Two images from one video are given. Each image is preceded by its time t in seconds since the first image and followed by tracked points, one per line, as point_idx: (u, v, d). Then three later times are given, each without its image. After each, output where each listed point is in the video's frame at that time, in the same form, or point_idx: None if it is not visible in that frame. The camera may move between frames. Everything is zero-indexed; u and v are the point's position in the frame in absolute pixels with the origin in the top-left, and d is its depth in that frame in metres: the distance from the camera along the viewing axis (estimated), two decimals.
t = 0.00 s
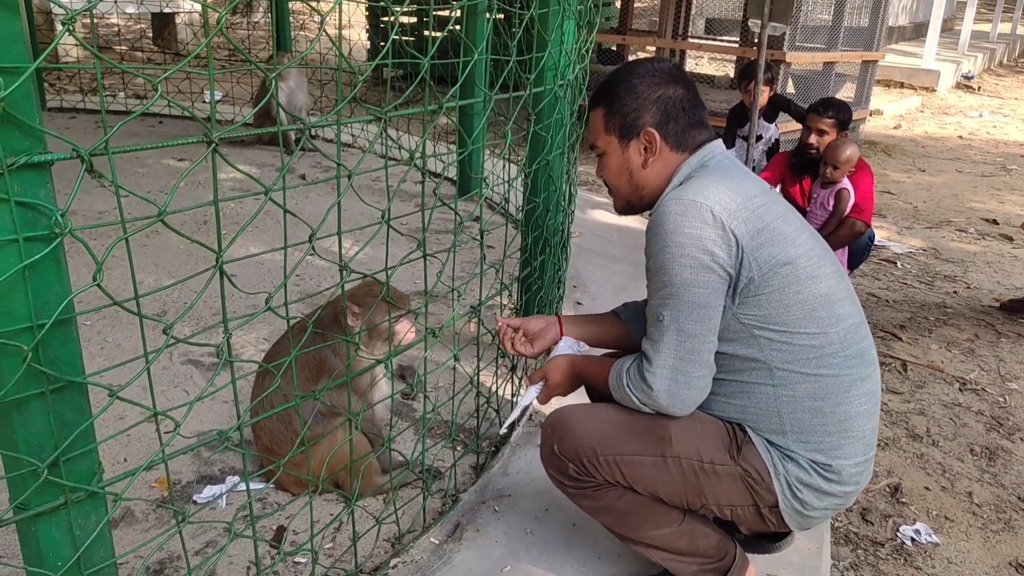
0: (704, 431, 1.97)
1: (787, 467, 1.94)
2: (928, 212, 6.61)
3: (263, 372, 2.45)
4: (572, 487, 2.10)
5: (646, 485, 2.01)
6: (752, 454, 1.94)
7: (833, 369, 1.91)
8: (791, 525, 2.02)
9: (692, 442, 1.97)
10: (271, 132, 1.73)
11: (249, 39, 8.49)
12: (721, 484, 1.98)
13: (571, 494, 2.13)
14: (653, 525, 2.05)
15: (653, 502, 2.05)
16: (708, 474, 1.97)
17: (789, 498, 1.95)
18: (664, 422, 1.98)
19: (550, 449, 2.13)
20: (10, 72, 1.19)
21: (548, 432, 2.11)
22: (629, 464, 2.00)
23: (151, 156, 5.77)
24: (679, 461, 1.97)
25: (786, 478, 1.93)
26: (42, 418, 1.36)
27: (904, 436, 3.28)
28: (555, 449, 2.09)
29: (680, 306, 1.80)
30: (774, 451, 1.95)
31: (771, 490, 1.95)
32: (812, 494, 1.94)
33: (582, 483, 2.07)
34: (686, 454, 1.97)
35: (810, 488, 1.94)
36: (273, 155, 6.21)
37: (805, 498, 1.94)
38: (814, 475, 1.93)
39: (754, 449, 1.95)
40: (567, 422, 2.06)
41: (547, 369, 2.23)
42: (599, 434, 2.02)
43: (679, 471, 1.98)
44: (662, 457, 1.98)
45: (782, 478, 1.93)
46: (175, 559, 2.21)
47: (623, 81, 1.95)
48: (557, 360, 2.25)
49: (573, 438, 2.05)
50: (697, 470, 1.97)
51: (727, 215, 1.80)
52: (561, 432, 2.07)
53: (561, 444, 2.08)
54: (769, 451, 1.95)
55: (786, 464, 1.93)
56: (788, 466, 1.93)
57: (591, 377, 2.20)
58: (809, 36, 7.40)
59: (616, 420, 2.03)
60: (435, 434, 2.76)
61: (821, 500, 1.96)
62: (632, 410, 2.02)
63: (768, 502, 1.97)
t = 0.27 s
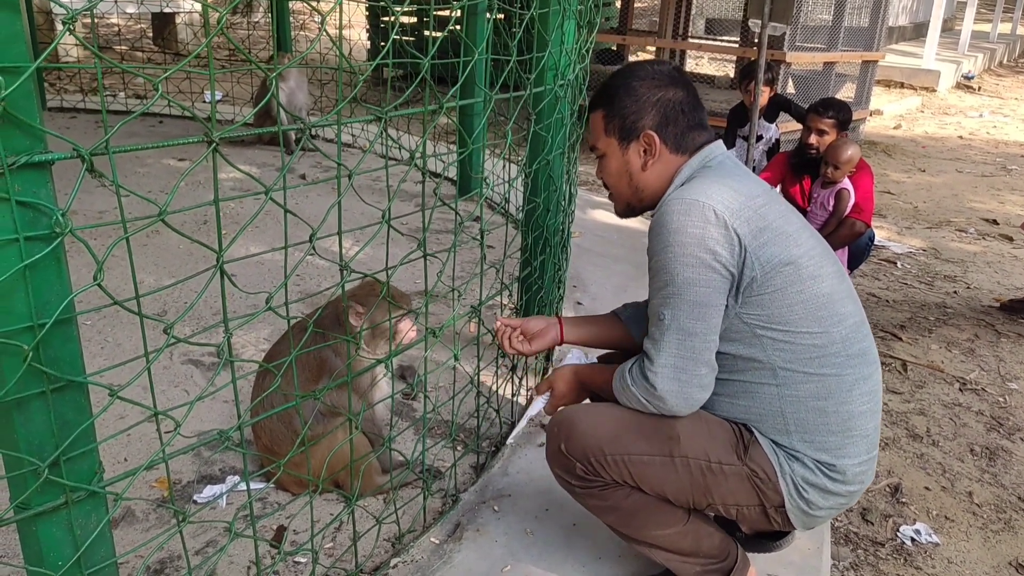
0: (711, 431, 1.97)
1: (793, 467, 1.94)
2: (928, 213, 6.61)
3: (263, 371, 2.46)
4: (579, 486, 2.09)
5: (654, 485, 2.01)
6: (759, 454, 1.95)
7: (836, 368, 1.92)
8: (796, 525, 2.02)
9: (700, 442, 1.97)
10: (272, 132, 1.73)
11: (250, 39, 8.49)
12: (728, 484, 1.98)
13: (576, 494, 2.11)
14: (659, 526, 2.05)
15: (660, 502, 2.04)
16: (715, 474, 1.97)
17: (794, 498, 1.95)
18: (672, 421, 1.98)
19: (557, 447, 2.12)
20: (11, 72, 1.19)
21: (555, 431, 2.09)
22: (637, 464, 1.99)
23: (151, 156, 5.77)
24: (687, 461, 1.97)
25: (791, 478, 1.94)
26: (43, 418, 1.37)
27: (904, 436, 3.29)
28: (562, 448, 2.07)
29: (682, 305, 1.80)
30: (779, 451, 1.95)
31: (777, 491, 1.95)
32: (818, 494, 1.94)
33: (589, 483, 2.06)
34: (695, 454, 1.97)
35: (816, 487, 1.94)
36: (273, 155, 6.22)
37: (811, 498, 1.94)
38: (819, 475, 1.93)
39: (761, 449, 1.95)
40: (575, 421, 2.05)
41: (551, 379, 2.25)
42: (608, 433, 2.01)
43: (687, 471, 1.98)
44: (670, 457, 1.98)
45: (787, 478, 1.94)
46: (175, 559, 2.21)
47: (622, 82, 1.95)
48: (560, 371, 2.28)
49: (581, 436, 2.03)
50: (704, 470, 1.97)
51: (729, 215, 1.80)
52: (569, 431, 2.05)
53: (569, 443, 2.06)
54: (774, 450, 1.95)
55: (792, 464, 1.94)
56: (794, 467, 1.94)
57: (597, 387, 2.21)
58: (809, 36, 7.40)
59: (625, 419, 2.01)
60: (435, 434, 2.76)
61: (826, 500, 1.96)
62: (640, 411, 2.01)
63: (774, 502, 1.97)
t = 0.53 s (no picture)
0: (713, 431, 1.97)
1: (795, 467, 1.94)
2: (929, 213, 6.61)
3: (264, 372, 2.46)
4: (581, 487, 2.09)
5: (657, 486, 2.01)
6: (761, 455, 1.95)
7: (836, 368, 1.92)
8: (799, 525, 2.02)
9: (703, 443, 1.97)
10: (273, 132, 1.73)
11: (251, 39, 8.50)
12: (731, 485, 1.98)
13: (579, 495, 2.11)
14: (662, 526, 2.05)
15: (662, 503, 2.04)
16: (718, 474, 1.97)
17: (797, 498, 1.95)
18: (675, 421, 1.98)
19: (559, 449, 2.12)
20: (12, 72, 1.19)
21: (558, 432, 2.09)
22: (640, 464, 1.99)
23: (152, 156, 5.77)
24: (689, 462, 1.97)
25: (794, 478, 1.94)
26: (43, 418, 1.37)
27: (903, 437, 3.29)
28: (565, 450, 2.07)
29: (681, 305, 1.80)
30: (781, 451, 1.95)
31: (779, 491, 1.95)
32: (820, 493, 1.95)
33: (592, 484, 2.06)
34: (697, 455, 1.97)
35: (818, 487, 1.94)
36: (274, 155, 6.22)
37: (813, 497, 1.94)
38: (821, 474, 1.93)
39: (763, 450, 1.95)
40: (578, 422, 2.05)
41: (548, 383, 2.26)
42: (611, 434, 2.01)
43: (689, 472, 1.98)
44: (672, 457, 1.98)
45: (789, 478, 1.94)
46: (176, 559, 2.21)
47: (616, 89, 1.95)
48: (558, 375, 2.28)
49: (584, 438, 2.03)
50: (707, 470, 1.97)
51: (728, 215, 1.80)
52: (571, 432, 2.05)
53: (571, 444, 2.06)
54: (776, 450, 1.95)
55: (794, 464, 1.94)
56: (796, 467, 1.94)
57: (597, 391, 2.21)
58: (809, 37, 7.40)
59: (628, 420, 2.01)
60: (435, 435, 2.76)
61: (829, 499, 1.96)
62: (643, 412, 2.01)
63: (777, 502, 1.97)
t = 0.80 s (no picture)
0: (715, 434, 1.97)
1: (797, 470, 1.94)
2: (929, 215, 6.61)
3: (265, 373, 2.46)
4: (582, 491, 2.08)
5: (658, 489, 2.01)
6: (763, 457, 1.95)
7: (838, 370, 1.92)
8: (801, 528, 2.02)
9: (704, 445, 1.97)
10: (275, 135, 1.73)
11: (252, 41, 8.51)
12: (732, 488, 1.98)
13: (580, 498, 2.11)
14: (662, 529, 2.05)
15: (663, 506, 2.04)
16: (720, 477, 1.97)
17: (799, 501, 1.95)
18: (676, 423, 1.98)
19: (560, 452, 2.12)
20: (15, 74, 1.19)
21: (559, 435, 2.09)
22: (641, 467, 1.99)
23: (153, 158, 5.78)
24: (691, 465, 1.97)
25: (796, 481, 1.94)
26: (46, 420, 1.37)
27: (905, 439, 3.29)
28: (566, 453, 2.07)
29: (683, 308, 1.80)
30: (782, 453, 1.95)
31: (781, 493, 1.95)
32: (822, 496, 1.95)
33: (593, 487, 2.05)
34: (699, 457, 1.97)
35: (820, 489, 1.94)
36: (275, 158, 6.23)
37: (815, 500, 1.94)
38: (823, 476, 1.93)
39: (765, 452, 1.95)
40: (579, 425, 2.05)
41: (549, 387, 2.27)
42: (612, 437, 2.00)
43: (691, 475, 1.98)
44: (674, 460, 1.98)
45: (791, 481, 1.94)
46: (178, 561, 2.20)
47: (617, 90, 1.96)
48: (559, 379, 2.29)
49: (585, 441, 2.03)
50: (708, 473, 1.97)
51: (730, 217, 1.80)
52: (572, 435, 2.05)
53: (572, 447, 2.06)
54: (778, 453, 1.95)
55: (796, 466, 1.94)
56: (798, 469, 1.94)
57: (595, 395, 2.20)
58: (810, 39, 7.41)
59: (629, 423, 2.01)
60: (436, 437, 2.76)
61: (831, 501, 1.96)
62: (644, 414, 2.01)
63: (778, 505, 1.97)
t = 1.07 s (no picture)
0: (716, 440, 1.97)
1: (799, 475, 1.94)
2: (930, 220, 6.61)
3: (267, 380, 2.44)
4: (584, 498, 2.08)
5: (660, 495, 2.01)
6: (765, 463, 1.95)
7: (839, 375, 1.92)
8: (802, 533, 2.02)
9: (706, 452, 1.97)
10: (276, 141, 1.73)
11: (253, 46, 8.53)
12: (734, 494, 1.97)
13: (581, 505, 2.11)
14: (664, 535, 2.05)
15: (665, 512, 2.04)
16: (722, 483, 1.97)
17: (801, 506, 1.95)
18: (677, 429, 1.98)
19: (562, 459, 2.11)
20: (19, 80, 1.20)
21: (560, 442, 2.09)
22: (643, 474, 1.99)
23: (154, 163, 5.79)
24: (692, 471, 1.97)
25: (797, 486, 1.94)
26: (48, 426, 1.37)
27: (906, 444, 3.29)
28: (568, 460, 2.07)
29: (685, 314, 1.81)
30: (784, 459, 1.95)
31: (783, 499, 1.95)
32: (824, 501, 1.95)
33: (595, 494, 2.05)
34: (700, 464, 1.97)
35: (822, 495, 1.94)
36: (276, 162, 6.23)
37: (817, 505, 1.94)
38: (825, 482, 1.93)
39: (766, 458, 1.95)
40: (581, 432, 2.05)
41: (550, 393, 2.26)
42: (614, 443, 2.01)
43: (693, 481, 1.98)
44: (676, 467, 1.98)
45: (793, 486, 1.94)
46: (179, 566, 2.20)
47: (618, 95, 1.96)
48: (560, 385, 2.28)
49: (587, 448, 2.03)
50: (710, 479, 1.97)
51: (731, 223, 1.80)
52: (574, 443, 2.05)
53: (574, 454, 2.06)
54: (779, 458, 1.95)
55: (797, 472, 1.94)
56: (799, 475, 1.94)
57: (595, 401, 2.21)
58: (810, 43, 7.42)
59: (631, 429, 2.01)
60: (437, 442, 2.76)
61: (833, 507, 1.96)
62: (646, 421, 2.01)
63: (780, 510, 1.97)
